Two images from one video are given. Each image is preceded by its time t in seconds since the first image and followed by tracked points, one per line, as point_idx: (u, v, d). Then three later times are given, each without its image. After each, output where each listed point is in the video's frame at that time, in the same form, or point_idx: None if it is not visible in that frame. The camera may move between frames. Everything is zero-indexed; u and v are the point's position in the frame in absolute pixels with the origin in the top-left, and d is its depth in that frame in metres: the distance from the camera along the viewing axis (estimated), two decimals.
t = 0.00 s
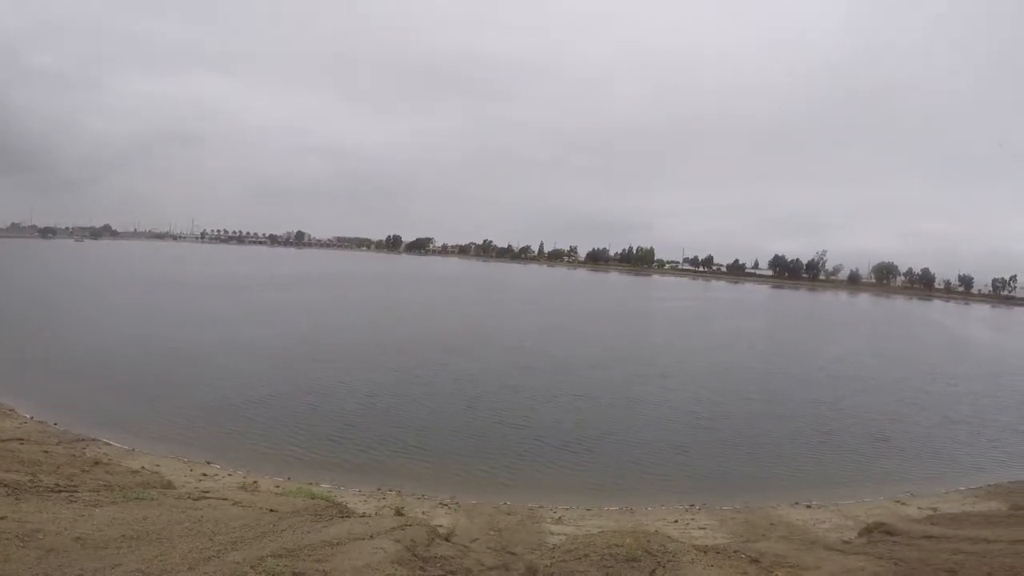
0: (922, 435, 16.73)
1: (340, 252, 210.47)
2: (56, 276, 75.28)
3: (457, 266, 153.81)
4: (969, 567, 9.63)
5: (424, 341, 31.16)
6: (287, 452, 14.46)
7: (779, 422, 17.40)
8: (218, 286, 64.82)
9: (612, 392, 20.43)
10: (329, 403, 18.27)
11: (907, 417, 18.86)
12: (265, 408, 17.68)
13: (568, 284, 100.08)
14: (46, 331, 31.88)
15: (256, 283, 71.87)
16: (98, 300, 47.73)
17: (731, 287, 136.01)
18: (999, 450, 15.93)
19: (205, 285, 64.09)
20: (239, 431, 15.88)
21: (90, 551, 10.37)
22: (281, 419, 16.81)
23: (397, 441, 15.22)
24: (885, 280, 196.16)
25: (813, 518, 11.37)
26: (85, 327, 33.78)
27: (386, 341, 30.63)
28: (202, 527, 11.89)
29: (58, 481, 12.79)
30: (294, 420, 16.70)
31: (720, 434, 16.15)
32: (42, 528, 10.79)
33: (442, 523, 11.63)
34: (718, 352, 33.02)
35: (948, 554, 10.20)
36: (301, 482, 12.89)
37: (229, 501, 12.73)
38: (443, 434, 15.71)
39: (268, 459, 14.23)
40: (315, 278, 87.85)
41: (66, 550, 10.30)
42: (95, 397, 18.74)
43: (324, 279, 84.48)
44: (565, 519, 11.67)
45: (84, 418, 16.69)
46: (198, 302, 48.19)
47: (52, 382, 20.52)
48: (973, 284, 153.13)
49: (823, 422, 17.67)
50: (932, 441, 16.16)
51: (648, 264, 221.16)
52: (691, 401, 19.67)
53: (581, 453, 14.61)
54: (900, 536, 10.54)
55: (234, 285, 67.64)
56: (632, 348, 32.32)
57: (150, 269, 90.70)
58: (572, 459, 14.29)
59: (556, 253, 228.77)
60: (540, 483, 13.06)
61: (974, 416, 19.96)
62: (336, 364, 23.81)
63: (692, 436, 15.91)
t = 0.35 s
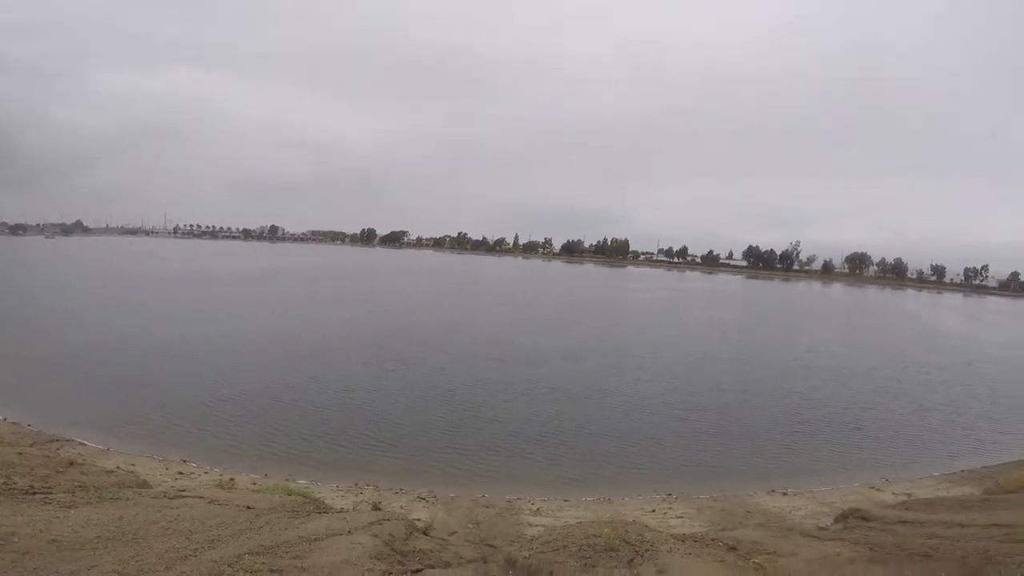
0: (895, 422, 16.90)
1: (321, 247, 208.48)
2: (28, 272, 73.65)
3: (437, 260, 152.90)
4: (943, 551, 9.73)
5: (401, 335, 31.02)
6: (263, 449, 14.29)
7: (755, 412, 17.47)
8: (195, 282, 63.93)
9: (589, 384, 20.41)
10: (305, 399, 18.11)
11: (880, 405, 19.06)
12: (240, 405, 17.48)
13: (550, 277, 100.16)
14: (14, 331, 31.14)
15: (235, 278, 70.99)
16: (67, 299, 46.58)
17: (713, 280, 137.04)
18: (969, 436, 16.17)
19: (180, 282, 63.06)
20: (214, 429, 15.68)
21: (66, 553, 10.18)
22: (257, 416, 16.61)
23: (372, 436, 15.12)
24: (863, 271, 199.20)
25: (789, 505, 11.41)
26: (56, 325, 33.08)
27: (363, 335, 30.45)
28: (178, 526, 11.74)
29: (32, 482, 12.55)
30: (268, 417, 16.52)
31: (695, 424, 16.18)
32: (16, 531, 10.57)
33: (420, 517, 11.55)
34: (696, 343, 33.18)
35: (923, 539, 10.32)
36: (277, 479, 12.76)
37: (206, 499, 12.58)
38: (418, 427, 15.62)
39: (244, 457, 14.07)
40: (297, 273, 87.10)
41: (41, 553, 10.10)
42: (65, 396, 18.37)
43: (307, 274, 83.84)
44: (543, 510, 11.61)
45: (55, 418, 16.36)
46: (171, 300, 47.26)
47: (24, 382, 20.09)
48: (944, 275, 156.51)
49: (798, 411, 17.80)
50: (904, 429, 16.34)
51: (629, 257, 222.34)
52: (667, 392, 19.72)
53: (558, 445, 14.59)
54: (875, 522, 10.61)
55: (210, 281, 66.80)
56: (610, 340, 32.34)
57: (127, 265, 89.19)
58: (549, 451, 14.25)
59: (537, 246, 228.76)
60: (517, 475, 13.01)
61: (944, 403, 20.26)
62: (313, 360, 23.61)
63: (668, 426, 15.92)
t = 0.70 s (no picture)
0: (861, 416, 17.07)
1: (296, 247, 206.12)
2: None
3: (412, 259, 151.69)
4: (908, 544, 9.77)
5: (370, 334, 30.78)
6: (228, 452, 14.06)
7: (723, 408, 17.50)
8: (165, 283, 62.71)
9: (558, 382, 20.36)
10: (271, 400, 17.88)
11: (846, 399, 19.26)
12: (204, 408, 17.15)
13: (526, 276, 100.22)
14: None
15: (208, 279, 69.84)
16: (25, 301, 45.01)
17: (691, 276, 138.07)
18: (932, 428, 16.42)
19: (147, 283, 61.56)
20: (178, 432, 15.39)
21: (26, 560, 9.90)
22: (221, 418, 16.33)
23: (338, 437, 14.95)
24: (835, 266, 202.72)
25: (756, 499, 11.42)
26: (17, 328, 32.19)
27: (332, 336, 30.16)
28: (143, 530, 11.52)
29: None
30: (234, 419, 16.26)
31: (664, 421, 16.18)
32: None
33: (388, 517, 11.42)
34: (667, 340, 33.30)
35: (888, 529, 10.38)
36: (244, 481, 12.56)
37: (171, 503, 12.35)
38: (384, 428, 15.47)
39: (210, 459, 13.83)
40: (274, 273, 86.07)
41: (2, 560, 9.81)
42: (24, 401, 17.86)
43: (285, 273, 82.93)
44: (511, 508, 11.56)
45: (13, 423, 15.88)
46: (136, 301, 46.02)
47: None
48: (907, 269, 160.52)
49: (764, 406, 17.88)
50: (869, 421, 16.51)
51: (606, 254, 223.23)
52: (635, 389, 19.70)
53: (524, 443, 14.52)
54: (841, 513, 10.65)
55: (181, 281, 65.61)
56: (582, 338, 32.34)
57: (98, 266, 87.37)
58: (516, 449, 14.18)
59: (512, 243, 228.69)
60: (484, 475, 12.92)
61: (908, 395, 20.59)
62: (282, 361, 23.35)
63: (635, 423, 15.90)
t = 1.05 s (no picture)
0: (818, 411, 17.31)
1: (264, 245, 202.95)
2: None
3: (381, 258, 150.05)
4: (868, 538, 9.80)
5: (332, 334, 30.48)
6: (184, 456, 13.74)
7: (684, 404, 17.57)
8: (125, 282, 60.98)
9: (520, 381, 20.32)
10: (229, 401, 17.56)
11: (803, 394, 19.55)
12: (160, 410, 16.74)
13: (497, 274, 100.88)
14: None
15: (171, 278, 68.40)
16: None
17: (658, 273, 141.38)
18: (885, 421, 16.70)
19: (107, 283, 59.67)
20: (133, 435, 14.99)
21: None
22: (178, 420, 15.96)
23: (296, 437, 14.77)
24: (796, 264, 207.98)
25: (716, 495, 11.42)
26: None
27: (291, 335, 29.83)
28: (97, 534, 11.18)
29: None
30: (191, 420, 15.94)
31: (624, 418, 16.20)
32: None
33: (348, 518, 11.25)
34: (631, 338, 33.44)
35: (847, 523, 10.44)
36: (203, 484, 12.32)
37: (128, 507, 12.02)
38: (344, 428, 15.32)
39: (165, 463, 13.50)
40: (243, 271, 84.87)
41: None
42: None
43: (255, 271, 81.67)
44: (472, 508, 11.47)
45: None
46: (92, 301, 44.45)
47: None
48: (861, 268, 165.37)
49: (724, 402, 17.99)
50: (826, 416, 16.77)
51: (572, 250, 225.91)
52: (596, 387, 19.70)
53: (483, 442, 14.45)
54: (800, 507, 10.68)
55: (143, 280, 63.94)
56: (547, 337, 32.34)
57: (57, 265, 84.77)
58: (475, 448, 14.11)
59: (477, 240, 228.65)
60: (443, 474, 12.82)
61: (862, 390, 21.05)
62: (243, 361, 22.95)
63: (595, 421, 15.89)
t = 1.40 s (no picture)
0: (770, 410, 17.60)
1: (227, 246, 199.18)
2: None
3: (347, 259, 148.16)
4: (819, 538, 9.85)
5: (288, 337, 30.06)
6: (131, 462, 13.41)
7: (640, 405, 17.70)
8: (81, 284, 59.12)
9: (477, 383, 20.33)
10: (180, 404, 17.23)
11: (756, 394, 19.90)
12: (108, 415, 16.30)
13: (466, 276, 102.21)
14: None
15: (130, 279, 66.73)
16: None
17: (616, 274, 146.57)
18: (832, 419, 17.04)
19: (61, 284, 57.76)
20: (77, 441, 14.54)
21: None
22: (126, 425, 15.56)
23: (247, 441, 14.56)
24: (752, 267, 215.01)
25: (669, 495, 11.45)
26: None
27: (247, 338, 29.45)
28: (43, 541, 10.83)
29: None
30: (141, 425, 15.58)
31: (578, 419, 16.26)
32: None
33: (300, 522, 11.07)
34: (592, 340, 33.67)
35: (798, 520, 10.51)
36: (153, 490, 12.05)
37: (75, 514, 11.67)
38: (295, 431, 15.16)
39: (112, 469, 13.14)
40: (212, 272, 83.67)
41: None
42: None
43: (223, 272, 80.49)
44: (425, 510, 11.39)
45: None
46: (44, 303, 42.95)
47: None
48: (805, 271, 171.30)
49: (676, 403, 18.13)
50: (778, 415, 17.06)
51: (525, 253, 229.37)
52: (551, 388, 19.71)
53: (435, 444, 14.39)
54: (752, 506, 10.73)
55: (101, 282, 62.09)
56: (507, 338, 32.45)
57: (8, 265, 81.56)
58: (426, 451, 14.04)
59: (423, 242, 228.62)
60: (395, 478, 12.71)
61: (811, 390, 21.58)
62: (198, 364, 22.57)
63: (549, 422, 15.93)
